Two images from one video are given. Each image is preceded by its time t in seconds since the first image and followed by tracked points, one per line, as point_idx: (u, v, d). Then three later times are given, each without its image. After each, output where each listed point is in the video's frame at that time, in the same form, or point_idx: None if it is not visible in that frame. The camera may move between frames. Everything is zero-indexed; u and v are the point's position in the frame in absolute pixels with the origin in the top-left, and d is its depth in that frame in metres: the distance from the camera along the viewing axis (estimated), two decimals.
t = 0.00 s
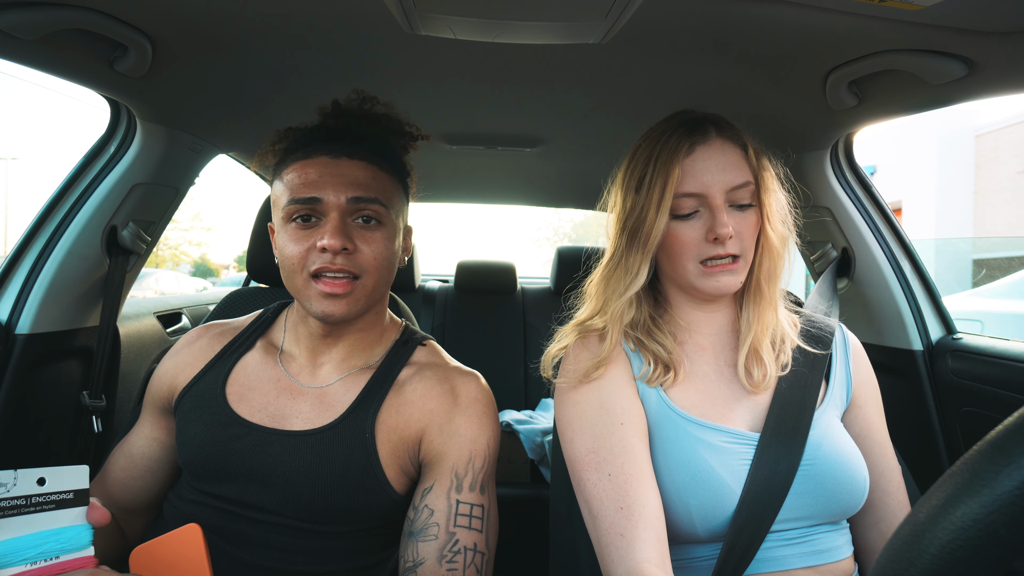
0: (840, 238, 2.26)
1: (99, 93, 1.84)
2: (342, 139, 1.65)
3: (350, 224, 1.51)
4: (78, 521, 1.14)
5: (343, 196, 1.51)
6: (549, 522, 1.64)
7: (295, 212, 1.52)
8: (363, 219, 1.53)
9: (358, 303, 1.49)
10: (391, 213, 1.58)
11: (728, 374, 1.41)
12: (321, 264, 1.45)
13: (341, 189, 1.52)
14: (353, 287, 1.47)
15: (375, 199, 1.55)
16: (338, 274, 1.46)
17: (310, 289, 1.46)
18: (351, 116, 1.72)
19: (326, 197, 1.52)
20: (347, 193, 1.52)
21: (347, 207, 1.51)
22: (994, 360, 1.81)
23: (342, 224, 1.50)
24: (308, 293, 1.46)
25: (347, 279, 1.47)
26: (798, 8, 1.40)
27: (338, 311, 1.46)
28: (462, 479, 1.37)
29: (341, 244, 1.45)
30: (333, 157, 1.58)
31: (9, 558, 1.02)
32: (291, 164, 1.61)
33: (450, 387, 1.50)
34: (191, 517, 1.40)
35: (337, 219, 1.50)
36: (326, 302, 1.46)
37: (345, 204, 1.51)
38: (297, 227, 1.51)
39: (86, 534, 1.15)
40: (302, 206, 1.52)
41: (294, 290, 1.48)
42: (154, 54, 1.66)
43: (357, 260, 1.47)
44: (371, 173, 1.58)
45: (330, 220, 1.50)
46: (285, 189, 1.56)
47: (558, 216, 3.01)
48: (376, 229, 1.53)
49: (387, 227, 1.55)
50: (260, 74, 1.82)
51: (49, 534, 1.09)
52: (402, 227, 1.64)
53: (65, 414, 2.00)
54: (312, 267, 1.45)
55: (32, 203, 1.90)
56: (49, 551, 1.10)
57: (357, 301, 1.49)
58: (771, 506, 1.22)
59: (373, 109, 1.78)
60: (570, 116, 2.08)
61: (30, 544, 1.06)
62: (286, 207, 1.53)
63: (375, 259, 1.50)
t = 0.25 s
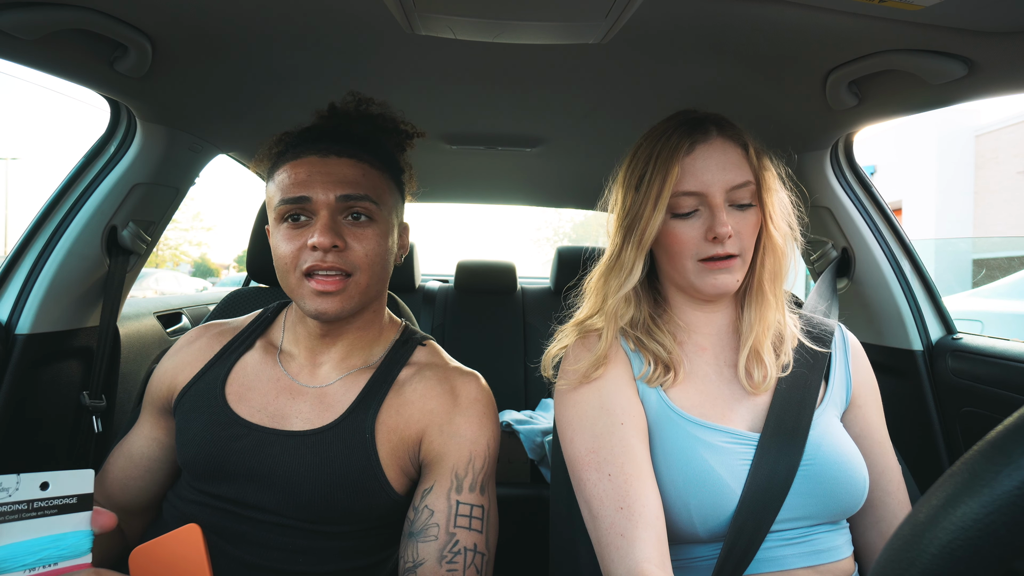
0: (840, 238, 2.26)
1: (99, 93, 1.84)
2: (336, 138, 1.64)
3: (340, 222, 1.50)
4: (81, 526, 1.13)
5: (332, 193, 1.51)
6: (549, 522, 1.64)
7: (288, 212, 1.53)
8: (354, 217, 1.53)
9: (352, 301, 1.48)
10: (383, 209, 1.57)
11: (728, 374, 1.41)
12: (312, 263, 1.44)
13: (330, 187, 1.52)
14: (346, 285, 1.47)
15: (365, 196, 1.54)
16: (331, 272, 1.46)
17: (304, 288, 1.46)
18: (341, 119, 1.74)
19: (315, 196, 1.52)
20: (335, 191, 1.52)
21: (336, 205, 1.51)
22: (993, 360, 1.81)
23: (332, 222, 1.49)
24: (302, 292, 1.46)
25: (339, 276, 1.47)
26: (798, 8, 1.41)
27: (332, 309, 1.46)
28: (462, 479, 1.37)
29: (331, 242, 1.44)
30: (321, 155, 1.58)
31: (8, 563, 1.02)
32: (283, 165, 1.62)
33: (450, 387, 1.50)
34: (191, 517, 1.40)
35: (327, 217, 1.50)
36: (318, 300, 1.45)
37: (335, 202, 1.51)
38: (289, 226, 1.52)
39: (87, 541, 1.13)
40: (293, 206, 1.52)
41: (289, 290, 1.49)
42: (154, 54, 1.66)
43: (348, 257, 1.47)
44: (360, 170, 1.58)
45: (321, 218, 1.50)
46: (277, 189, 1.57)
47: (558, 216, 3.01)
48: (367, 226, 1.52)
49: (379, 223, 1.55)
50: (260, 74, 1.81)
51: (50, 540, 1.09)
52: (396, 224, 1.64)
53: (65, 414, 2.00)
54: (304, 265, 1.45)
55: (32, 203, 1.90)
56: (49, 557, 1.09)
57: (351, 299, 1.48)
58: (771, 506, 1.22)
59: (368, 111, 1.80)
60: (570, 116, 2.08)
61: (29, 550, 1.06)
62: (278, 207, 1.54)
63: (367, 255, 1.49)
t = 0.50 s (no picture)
0: (840, 238, 2.26)
1: (99, 93, 1.84)
2: (335, 138, 1.64)
3: (339, 224, 1.50)
4: (87, 521, 1.12)
5: (331, 196, 1.51)
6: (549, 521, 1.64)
7: (286, 214, 1.53)
8: (353, 219, 1.53)
9: (352, 303, 1.48)
10: (382, 211, 1.57)
11: (728, 374, 1.41)
12: (312, 266, 1.44)
13: (328, 190, 1.52)
14: (346, 287, 1.47)
15: (364, 198, 1.54)
16: (331, 275, 1.46)
17: (304, 291, 1.46)
18: (338, 114, 1.74)
19: (314, 198, 1.51)
20: (334, 194, 1.51)
21: (335, 208, 1.51)
22: (993, 360, 1.81)
23: (331, 224, 1.49)
24: (302, 295, 1.46)
25: (340, 279, 1.47)
26: (798, 8, 1.41)
27: (332, 312, 1.46)
28: (462, 478, 1.37)
29: (331, 245, 1.44)
30: (319, 157, 1.58)
31: (13, 558, 1.03)
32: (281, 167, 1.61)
33: (450, 387, 1.50)
34: (191, 517, 1.40)
35: (326, 220, 1.49)
36: (319, 303, 1.45)
37: (334, 205, 1.51)
38: (289, 229, 1.52)
39: (91, 536, 1.14)
40: (292, 208, 1.52)
41: (289, 292, 1.48)
42: (154, 54, 1.66)
43: (348, 259, 1.47)
44: (359, 172, 1.57)
45: (320, 221, 1.50)
46: (275, 192, 1.57)
47: (558, 216, 3.01)
48: (367, 227, 1.52)
49: (378, 225, 1.55)
50: (260, 74, 1.82)
51: (55, 535, 1.09)
52: (395, 224, 1.64)
53: (65, 414, 2.00)
54: (304, 268, 1.45)
55: (32, 203, 1.90)
56: (54, 552, 1.09)
57: (351, 301, 1.48)
58: (771, 506, 1.22)
59: (365, 106, 1.80)
60: (570, 116, 2.08)
61: (34, 545, 1.06)
62: (277, 210, 1.54)
63: (366, 257, 1.49)
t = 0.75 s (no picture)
0: (840, 237, 2.26)
1: (99, 93, 1.84)
2: (335, 138, 1.64)
3: (341, 223, 1.50)
4: (79, 525, 1.12)
5: (333, 195, 1.51)
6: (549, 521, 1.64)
7: (289, 213, 1.52)
8: (355, 218, 1.53)
9: (353, 302, 1.48)
10: (383, 210, 1.57)
11: (727, 373, 1.40)
12: (314, 264, 1.44)
13: (330, 189, 1.51)
14: (347, 286, 1.47)
15: (366, 197, 1.54)
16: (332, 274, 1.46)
17: (306, 289, 1.46)
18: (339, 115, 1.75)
19: (317, 197, 1.51)
20: (337, 192, 1.51)
21: (337, 206, 1.51)
22: (993, 360, 1.81)
23: (333, 223, 1.49)
24: (304, 294, 1.46)
25: (341, 278, 1.46)
26: (799, 8, 1.40)
27: (334, 311, 1.46)
28: (462, 479, 1.37)
29: (332, 243, 1.44)
30: (322, 157, 1.58)
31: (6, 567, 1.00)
32: (283, 166, 1.61)
33: (449, 387, 1.50)
34: (191, 517, 1.40)
35: (328, 218, 1.49)
36: (320, 301, 1.45)
37: (336, 204, 1.51)
38: (290, 228, 1.51)
39: (86, 540, 1.13)
40: (294, 207, 1.52)
41: (291, 291, 1.48)
42: (154, 54, 1.66)
43: (349, 258, 1.47)
44: (361, 171, 1.57)
45: (321, 219, 1.49)
46: (278, 191, 1.57)
47: (558, 216, 3.01)
48: (368, 227, 1.52)
49: (380, 224, 1.55)
50: (260, 74, 1.81)
51: (46, 541, 1.08)
52: (396, 224, 1.64)
53: (65, 414, 2.00)
54: (306, 267, 1.45)
55: (32, 203, 1.90)
56: (47, 559, 1.08)
57: (353, 300, 1.48)
58: (771, 506, 1.22)
59: (367, 107, 1.80)
60: (570, 116, 2.08)
61: (26, 553, 1.04)
62: (279, 208, 1.54)
63: (368, 257, 1.49)
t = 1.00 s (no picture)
0: (840, 238, 2.26)
1: (99, 93, 1.84)
2: (335, 138, 1.64)
3: (341, 223, 1.50)
4: (78, 523, 1.12)
5: (333, 195, 1.51)
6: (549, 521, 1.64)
7: (288, 213, 1.52)
8: (355, 218, 1.52)
9: (353, 302, 1.48)
10: (383, 210, 1.57)
11: (725, 373, 1.40)
12: (314, 264, 1.44)
13: (330, 189, 1.52)
14: (346, 285, 1.47)
15: (366, 197, 1.54)
16: (332, 274, 1.46)
17: (305, 289, 1.46)
18: (339, 116, 1.75)
19: (316, 197, 1.51)
20: (337, 193, 1.51)
21: (337, 206, 1.51)
22: (993, 360, 1.81)
23: (333, 223, 1.49)
24: (303, 294, 1.46)
25: (340, 277, 1.46)
26: (799, 8, 1.40)
27: (334, 310, 1.46)
28: (462, 479, 1.37)
29: (332, 243, 1.44)
30: (322, 157, 1.58)
31: (8, 563, 1.01)
32: (283, 166, 1.61)
33: (449, 387, 1.50)
34: (191, 517, 1.40)
35: (328, 218, 1.49)
36: (320, 301, 1.45)
37: (336, 204, 1.51)
38: (290, 228, 1.51)
39: (85, 537, 1.13)
40: (294, 207, 1.52)
41: (290, 290, 1.48)
42: (154, 54, 1.66)
43: (349, 258, 1.47)
44: (361, 171, 1.57)
45: (321, 219, 1.49)
46: (277, 191, 1.57)
47: (558, 216, 3.01)
48: (368, 227, 1.52)
49: (380, 224, 1.55)
50: (259, 74, 1.81)
51: (47, 538, 1.08)
52: (396, 224, 1.64)
53: (65, 414, 2.00)
54: (306, 267, 1.45)
55: (32, 203, 1.90)
56: (47, 555, 1.08)
57: (352, 300, 1.48)
58: (771, 507, 1.22)
59: (367, 107, 1.80)
60: (570, 116, 2.08)
61: (27, 549, 1.04)
62: (278, 208, 1.54)
63: (367, 257, 1.49)
